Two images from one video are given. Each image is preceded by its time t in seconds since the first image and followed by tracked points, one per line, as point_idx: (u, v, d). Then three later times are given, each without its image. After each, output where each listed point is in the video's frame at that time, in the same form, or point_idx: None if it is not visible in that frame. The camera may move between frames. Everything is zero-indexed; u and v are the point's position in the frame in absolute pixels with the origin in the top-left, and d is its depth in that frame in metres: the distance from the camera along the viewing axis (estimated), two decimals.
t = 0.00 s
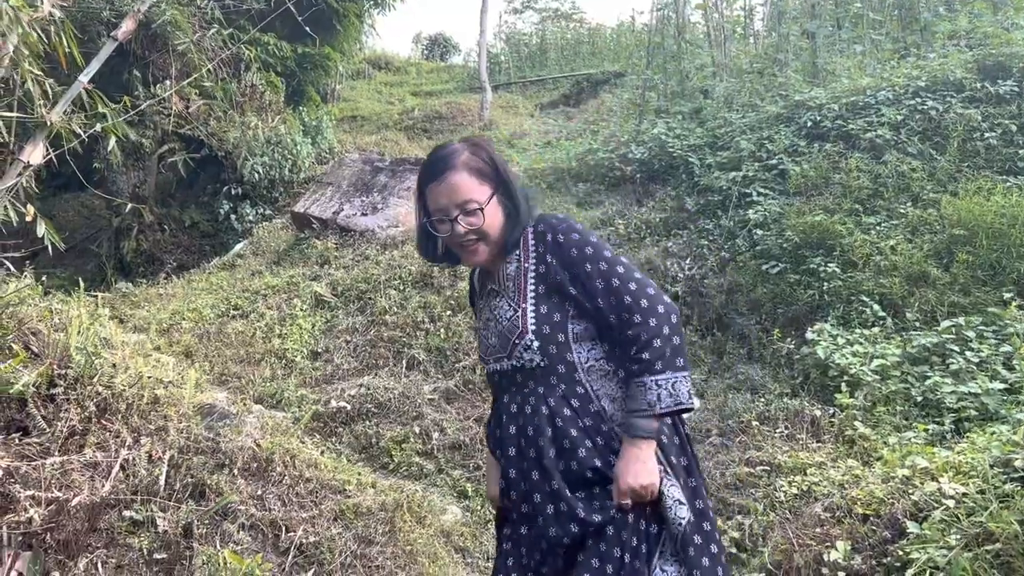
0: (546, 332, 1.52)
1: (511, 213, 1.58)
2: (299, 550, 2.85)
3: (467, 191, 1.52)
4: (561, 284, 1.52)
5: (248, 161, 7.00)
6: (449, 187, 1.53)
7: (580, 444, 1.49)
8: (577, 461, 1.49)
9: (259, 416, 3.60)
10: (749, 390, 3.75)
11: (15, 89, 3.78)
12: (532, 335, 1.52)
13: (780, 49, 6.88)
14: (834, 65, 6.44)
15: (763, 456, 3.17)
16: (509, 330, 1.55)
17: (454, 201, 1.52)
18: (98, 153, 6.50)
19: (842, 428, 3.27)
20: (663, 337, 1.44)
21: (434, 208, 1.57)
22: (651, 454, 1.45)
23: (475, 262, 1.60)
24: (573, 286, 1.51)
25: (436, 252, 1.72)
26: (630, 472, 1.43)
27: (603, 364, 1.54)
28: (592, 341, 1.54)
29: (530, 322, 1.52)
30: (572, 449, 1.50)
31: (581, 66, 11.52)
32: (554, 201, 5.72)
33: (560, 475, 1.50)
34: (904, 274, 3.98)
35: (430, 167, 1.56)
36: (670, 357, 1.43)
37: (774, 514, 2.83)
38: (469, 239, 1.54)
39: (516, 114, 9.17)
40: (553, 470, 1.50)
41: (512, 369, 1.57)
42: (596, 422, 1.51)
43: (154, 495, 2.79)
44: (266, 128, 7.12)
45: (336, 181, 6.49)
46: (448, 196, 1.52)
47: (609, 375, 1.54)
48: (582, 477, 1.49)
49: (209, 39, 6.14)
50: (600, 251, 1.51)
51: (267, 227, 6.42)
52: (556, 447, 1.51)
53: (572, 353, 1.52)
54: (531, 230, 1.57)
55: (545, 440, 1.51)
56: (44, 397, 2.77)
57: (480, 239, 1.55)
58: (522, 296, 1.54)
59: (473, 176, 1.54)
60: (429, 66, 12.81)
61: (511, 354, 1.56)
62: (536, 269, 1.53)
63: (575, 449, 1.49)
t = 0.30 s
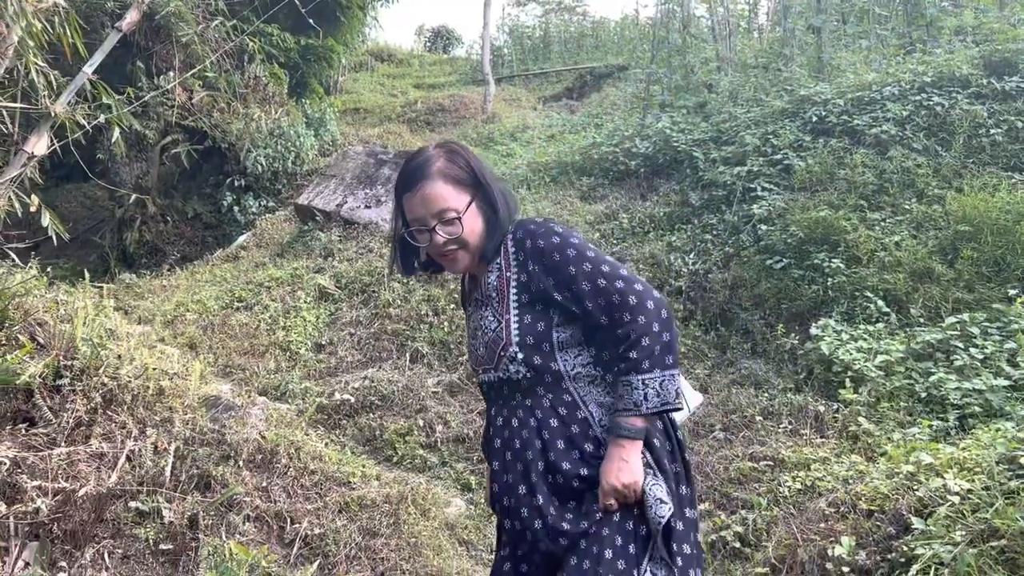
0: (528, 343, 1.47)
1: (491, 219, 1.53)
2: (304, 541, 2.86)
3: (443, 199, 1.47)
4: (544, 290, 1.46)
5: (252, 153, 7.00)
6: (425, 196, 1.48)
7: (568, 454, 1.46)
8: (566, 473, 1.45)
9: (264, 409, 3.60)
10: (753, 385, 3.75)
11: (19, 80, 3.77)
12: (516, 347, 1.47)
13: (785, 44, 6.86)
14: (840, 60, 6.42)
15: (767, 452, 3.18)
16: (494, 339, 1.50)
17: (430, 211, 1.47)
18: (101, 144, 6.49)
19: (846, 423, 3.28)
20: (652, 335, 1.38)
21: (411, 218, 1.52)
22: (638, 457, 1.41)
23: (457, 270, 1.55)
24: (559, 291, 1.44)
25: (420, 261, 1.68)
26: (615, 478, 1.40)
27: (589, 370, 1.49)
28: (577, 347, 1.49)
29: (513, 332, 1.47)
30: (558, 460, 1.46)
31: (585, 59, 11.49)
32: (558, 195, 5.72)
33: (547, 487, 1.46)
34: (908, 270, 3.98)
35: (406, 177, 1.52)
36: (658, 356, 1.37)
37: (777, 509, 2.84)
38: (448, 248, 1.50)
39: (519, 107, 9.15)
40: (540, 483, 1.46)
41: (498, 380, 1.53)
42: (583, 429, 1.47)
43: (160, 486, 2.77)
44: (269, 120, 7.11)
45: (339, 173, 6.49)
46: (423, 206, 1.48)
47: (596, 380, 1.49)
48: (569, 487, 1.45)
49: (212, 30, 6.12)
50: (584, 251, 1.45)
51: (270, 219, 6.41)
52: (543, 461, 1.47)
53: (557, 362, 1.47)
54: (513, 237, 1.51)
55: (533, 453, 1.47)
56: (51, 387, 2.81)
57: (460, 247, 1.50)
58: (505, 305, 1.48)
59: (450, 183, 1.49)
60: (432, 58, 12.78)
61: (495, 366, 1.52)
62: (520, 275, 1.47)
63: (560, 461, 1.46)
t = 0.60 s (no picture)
0: (522, 381, 1.35)
1: (497, 241, 1.42)
2: (310, 529, 2.85)
3: (447, 221, 1.38)
4: (526, 328, 1.33)
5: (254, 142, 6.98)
6: (426, 218, 1.38)
7: (563, 498, 1.37)
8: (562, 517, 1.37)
9: (268, 397, 3.60)
10: (757, 377, 3.76)
11: (22, 67, 3.75)
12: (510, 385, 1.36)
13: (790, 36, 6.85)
14: (845, 53, 6.41)
15: (771, 443, 3.19)
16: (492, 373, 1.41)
17: (432, 234, 1.38)
18: (102, 132, 6.47)
19: (851, 415, 3.29)
20: (631, 381, 1.25)
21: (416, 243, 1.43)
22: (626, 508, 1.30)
23: (464, 295, 1.46)
24: (545, 328, 1.31)
25: (427, 288, 1.59)
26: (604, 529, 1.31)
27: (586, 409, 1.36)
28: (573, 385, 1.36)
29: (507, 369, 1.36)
30: (554, 503, 1.37)
31: (587, 51, 11.45)
32: (561, 186, 5.72)
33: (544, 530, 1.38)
34: (912, 263, 3.99)
35: (408, 199, 1.43)
36: (635, 406, 1.25)
37: (781, 500, 2.86)
38: (453, 272, 1.40)
39: (522, 98, 9.13)
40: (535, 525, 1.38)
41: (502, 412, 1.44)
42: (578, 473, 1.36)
43: (166, 473, 2.78)
44: (271, 109, 7.09)
45: (342, 163, 6.48)
46: (425, 229, 1.38)
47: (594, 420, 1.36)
48: (568, 531, 1.37)
49: (214, 19, 6.10)
50: (566, 283, 1.30)
51: (273, 209, 6.40)
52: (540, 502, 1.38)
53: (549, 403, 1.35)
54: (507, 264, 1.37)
55: (528, 494, 1.39)
56: (57, 374, 2.81)
57: (468, 272, 1.41)
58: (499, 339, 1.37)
59: (453, 204, 1.39)
60: (434, 49, 12.73)
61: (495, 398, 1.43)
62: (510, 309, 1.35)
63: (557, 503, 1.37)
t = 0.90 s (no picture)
0: (553, 464, 1.15)
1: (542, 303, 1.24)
2: (310, 512, 2.86)
3: (487, 282, 1.21)
4: (553, 406, 1.11)
5: (253, 128, 6.95)
6: (464, 277, 1.22)
7: None
8: None
9: (268, 382, 3.59)
10: (757, 365, 3.75)
11: (20, 49, 3.72)
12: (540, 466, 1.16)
13: (792, 26, 6.83)
14: (847, 44, 6.40)
15: (771, 431, 3.18)
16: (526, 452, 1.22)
17: (470, 294, 1.21)
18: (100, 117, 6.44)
19: (851, 403, 3.29)
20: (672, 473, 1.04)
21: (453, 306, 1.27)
22: None
23: (503, 362, 1.29)
24: (575, 407, 1.09)
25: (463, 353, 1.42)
26: None
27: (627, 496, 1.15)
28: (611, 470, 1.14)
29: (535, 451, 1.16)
30: None
31: (588, 40, 11.42)
32: (562, 174, 5.71)
33: None
34: (913, 253, 3.99)
35: (445, 256, 1.27)
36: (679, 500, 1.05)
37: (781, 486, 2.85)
38: (491, 336, 1.23)
39: (522, 87, 9.10)
40: None
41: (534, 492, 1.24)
42: (616, 572, 1.16)
43: (165, 456, 2.77)
44: (271, 96, 7.05)
45: (342, 149, 6.46)
46: (461, 288, 1.22)
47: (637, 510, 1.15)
48: None
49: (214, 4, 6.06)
50: (600, 356, 1.08)
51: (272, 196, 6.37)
52: None
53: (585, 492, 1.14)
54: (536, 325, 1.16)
55: None
56: (55, 357, 2.81)
57: (508, 338, 1.23)
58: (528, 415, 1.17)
59: (494, 263, 1.22)
60: (434, 37, 12.69)
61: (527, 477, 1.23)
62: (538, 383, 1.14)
63: None
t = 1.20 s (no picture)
0: (641, 477, 1.11)
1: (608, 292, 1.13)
2: (302, 494, 2.83)
3: (549, 264, 1.09)
4: (659, 412, 1.08)
5: (249, 113, 6.92)
6: (522, 256, 1.10)
7: None
8: None
9: (261, 364, 3.57)
10: (751, 351, 3.75)
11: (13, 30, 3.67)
12: (626, 478, 1.12)
13: (791, 14, 6.80)
14: (845, 32, 6.38)
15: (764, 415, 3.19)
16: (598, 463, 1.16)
17: (529, 279, 1.09)
18: (94, 100, 6.40)
19: (844, 388, 3.30)
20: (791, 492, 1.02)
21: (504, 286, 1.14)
22: None
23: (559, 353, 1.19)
24: (682, 417, 1.07)
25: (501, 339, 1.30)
26: None
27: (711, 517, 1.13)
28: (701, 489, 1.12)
29: (624, 462, 1.12)
30: None
31: (585, 28, 11.38)
32: (558, 161, 5.70)
33: None
34: (908, 240, 3.99)
35: (498, 230, 1.13)
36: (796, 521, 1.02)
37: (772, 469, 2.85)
38: (551, 326, 1.12)
39: (519, 74, 9.07)
40: None
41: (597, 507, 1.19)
42: None
43: (158, 436, 2.74)
44: (266, 80, 7.00)
45: (337, 134, 6.43)
46: (519, 271, 1.09)
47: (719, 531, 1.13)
48: None
49: None
50: (724, 380, 1.05)
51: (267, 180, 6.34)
52: None
53: (669, 509, 1.12)
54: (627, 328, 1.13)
55: None
56: (48, 336, 2.80)
57: (568, 327, 1.13)
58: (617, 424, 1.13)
59: (556, 242, 1.10)
60: (431, 24, 12.63)
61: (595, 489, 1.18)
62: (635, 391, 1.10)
63: None
